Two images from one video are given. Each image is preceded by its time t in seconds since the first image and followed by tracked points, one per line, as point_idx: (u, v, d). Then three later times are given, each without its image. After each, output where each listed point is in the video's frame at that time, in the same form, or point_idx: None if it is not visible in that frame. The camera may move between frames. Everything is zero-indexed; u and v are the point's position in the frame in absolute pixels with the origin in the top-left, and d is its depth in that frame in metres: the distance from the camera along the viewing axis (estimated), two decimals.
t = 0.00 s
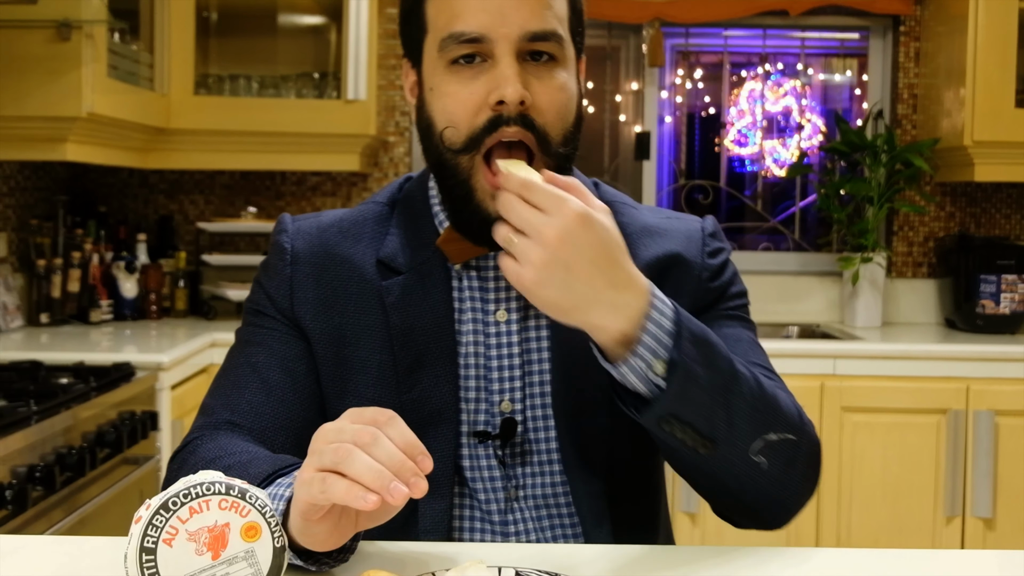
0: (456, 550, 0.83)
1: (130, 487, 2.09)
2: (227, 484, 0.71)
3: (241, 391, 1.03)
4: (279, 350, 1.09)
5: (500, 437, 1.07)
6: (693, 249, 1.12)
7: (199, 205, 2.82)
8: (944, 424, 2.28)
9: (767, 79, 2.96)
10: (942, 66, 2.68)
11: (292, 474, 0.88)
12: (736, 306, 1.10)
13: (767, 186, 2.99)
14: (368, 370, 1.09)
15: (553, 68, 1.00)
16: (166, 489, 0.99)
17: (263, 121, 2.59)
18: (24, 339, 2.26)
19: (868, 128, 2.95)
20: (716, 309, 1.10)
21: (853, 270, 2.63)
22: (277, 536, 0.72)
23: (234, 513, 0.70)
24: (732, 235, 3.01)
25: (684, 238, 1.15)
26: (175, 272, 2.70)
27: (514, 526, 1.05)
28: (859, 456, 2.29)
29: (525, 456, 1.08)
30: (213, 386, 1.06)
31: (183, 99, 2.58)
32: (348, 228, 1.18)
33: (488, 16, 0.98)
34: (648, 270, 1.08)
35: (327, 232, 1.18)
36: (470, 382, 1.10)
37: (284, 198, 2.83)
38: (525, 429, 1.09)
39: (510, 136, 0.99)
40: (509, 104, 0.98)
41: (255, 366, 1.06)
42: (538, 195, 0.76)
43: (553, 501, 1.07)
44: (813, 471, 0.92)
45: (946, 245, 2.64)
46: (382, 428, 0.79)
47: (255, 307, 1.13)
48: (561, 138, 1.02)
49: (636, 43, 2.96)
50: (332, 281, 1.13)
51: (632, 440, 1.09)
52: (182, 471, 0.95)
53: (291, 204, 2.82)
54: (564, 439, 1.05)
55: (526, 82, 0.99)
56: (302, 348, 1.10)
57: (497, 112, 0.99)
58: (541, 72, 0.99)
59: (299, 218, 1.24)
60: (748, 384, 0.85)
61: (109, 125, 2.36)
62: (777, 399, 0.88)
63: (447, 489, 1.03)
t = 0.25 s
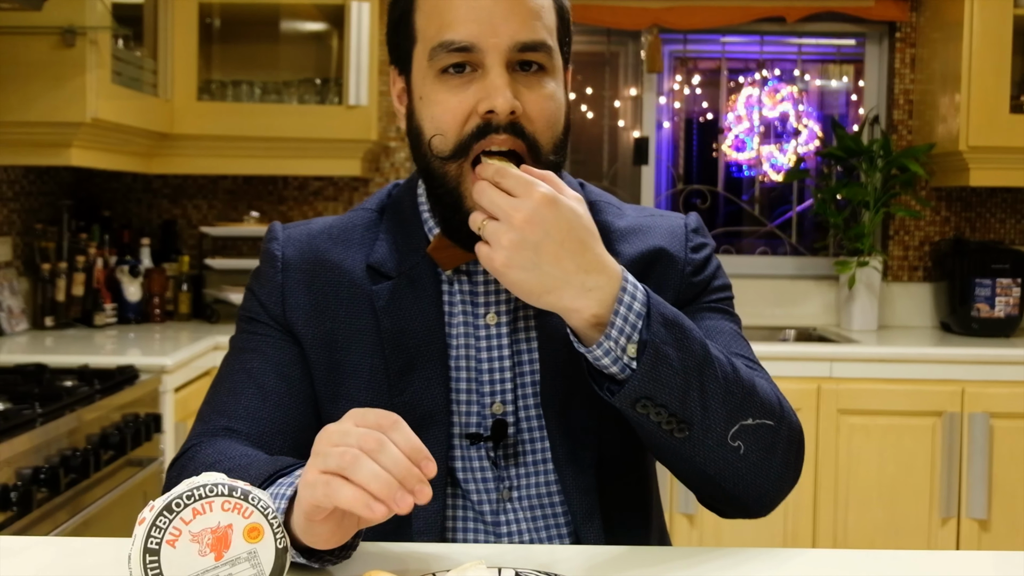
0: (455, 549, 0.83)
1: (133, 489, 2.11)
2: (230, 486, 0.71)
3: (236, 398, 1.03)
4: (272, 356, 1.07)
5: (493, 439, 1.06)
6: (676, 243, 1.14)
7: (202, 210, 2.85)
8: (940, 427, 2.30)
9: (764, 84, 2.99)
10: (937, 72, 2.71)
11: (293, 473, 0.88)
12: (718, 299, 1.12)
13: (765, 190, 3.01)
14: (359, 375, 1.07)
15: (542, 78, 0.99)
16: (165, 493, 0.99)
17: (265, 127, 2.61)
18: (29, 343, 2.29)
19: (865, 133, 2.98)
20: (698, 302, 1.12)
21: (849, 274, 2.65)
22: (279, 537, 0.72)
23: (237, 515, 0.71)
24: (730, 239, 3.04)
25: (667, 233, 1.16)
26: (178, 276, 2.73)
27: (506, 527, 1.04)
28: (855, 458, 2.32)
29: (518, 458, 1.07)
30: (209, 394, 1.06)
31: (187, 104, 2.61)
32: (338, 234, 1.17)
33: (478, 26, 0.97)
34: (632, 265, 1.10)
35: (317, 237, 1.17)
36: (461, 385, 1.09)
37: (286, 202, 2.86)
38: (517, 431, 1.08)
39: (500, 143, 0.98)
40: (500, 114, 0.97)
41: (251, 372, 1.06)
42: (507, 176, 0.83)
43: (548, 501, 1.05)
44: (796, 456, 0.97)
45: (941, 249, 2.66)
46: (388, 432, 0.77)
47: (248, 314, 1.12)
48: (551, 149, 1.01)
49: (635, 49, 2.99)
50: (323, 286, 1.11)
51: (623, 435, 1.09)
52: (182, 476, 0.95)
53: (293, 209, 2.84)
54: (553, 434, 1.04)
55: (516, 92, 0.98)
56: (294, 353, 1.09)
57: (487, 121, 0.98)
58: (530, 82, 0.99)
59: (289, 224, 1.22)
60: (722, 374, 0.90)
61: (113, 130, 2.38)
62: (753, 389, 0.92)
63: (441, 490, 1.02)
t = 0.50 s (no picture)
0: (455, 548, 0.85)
1: (137, 490, 2.14)
2: (233, 487, 0.72)
3: (234, 402, 1.05)
4: (270, 361, 1.09)
5: (488, 442, 1.07)
6: (670, 245, 1.16)
7: (205, 214, 2.88)
8: (935, 428, 2.33)
9: (762, 90, 3.01)
10: (933, 78, 2.74)
11: (295, 475, 0.90)
12: (712, 299, 1.15)
13: (762, 195, 3.04)
14: (356, 378, 1.09)
15: (541, 95, 1.02)
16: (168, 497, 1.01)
17: (267, 132, 2.64)
18: (34, 346, 2.31)
19: (861, 139, 3.01)
20: (691, 303, 1.14)
21: (846, 277, 2.68)
22: (281, 537, 0.73)
23: (239, 516, 0.71)
24: (728, 243, 3.06)
25: (660, 235, 1.19)
26: (182, 279, 2.76)
27: (503, 528, 1.06)
28: (851, 459, 2.34)
29: (514, 460, 1.09)
30: (209, 398, 1.07)
31: (190, 110, 2.64)
32: (335, 240, 1.19)
33: (479, 41, 1.00)
34: (626, 268, 1.12)
35: (314, 243, 1.19)
36: (458, 389, 1.11)
37: (288, 207, 2.89)
38: (513, 434, 1.09)
39: (501, 161, 1.00)
40: (499, 129, 0.99)
41: (250, 377, 1.08)
42: (505, 176, 0.86)
43: (547, 506, 1.07)
44: (790, 453, 0.99)
45: (937, 253, 2.69)
46: (390, 438, 0.78)
47: (246, 320, 1.14)
48: (549, 160, 1.04)
49: (633, 55, 3.02)
50: (320, 291, 1.13)
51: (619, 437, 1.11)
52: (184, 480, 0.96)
53: (296, 213, 2.87)
54: (551, 438, 1.06)
55: (516, 107, 1.00)
56: (292, 357, 1.11)
57: (487, 135, 1.00)
58: (529, 98, 1.01)
59: (286, 230, 1.24)
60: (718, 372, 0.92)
61: (117, 136, 2.41)
62: (747, 387, 0.94)
63: (437, 492, 1.04)
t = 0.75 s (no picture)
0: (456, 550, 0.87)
1: (141, 492, 2.16)
2: (236, 488, 0.71)
3: (237, 404, 1.06)
4: (273, 363, 1.11)
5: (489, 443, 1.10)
6: (669, 249, 1.19)
7: (208, 218, 2.91)
8: (931, 431, 2.35)
9: (759, 96, 3.04)
10: (928, 83, 2.77)
11: (298, 477, 0.91)
12: (710, 304, 1.17)
13: (759, 199, 3.06)
14: (358, 380, 1.11)
15: (539, 101, 1.04)
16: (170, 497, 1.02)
17: (269, 137, 2.66)
18: (39, 348, 2.34)
19: (857, 143, 3.04)
20: (690, 307, 1.16)
21: (842, 281, 2.70)
22: (283, 538, 0.73)
23: (242, 517, 0.71)
24: (726, 247, 3.09)
25: (659, 240, 1.21)
26: (185, 283, 2.78)
27: (503, 529, 1.08)
28: (848, 461, 2.36)
29: (513, 461, 1.11)
30: (212, 399, 1.09)
31: (193, 115, 2.66)
32: (336, 244, 1.21)
33: (479, 48, 1.02)
34: (626, 271, 1.15)
35: (315, 247, 1.21)
36: (459, 391, 1.13)
37: (290, 211, 2.92)
38: (513, 435, 1.11)
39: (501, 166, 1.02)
40: (499, 135, 1.01)
41: (252, 379, 1.09)
42: (510, 181, 0.88)
43: (547, 508, 1.09)
44: (788, 455, 1.01)
45: (933, 257, 2.71)
46: (394, 445, 0.79)
47: (249, 322, 1.16)
48: (548, 164, 1.06)
49: (632, 61, 3.05)
50: (322, 294, 1.16)
51: (618, 439, 1.13)
52: (187, 480, 0.98)
53: (297, 217, 2.90)
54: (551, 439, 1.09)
55: (515, 113, 1.02)
56: (294, 360, 1.13)
57: (487, 141, 1.02)
58: (528, 104, 1.03)
59: (288, 233, 1.26)
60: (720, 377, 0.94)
61: (121, 140, 2.43)
62: (747, 390, 0.97)
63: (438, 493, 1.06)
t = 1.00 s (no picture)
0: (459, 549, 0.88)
1: (144, 493, 2.18)
2: (238, 490, 0.72)
3: (241, 404, 1.08)
4: (277, 365, 1.14)
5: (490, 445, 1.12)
6: (669, 253, 1.21)
7: (211, 222, 2.94)
8: (926, 432, 2.37)
9: (756, 101, 3.08)
10: (924, 88, 2.79)
11: (300, 478, 0.92)
12: (710, 307, 1.19)
13: (757, 203, 3.09)
14: (361, 381, 1.14)
15: (542, 107, 1.06)
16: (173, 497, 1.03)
17: (272, 142, 2.69)
18: (43, 351, 2.36)
19: (854, 148, 3.06)
20: (690, 310, 1.19)
21: (839, 284, 2.73)
22: (286, 539, 0.74)
23: (244, 518, 0.72)
24: (723, 250, 3.12)
25: (660, 244, 1.24)
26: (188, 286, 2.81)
27: (504, 530, 1.10)
28: (845, 463, 2.38)
29: (514, 462, 1.13)
30: (215, 400, 1.11)
31: (196, 119, 2.69)
32: (339, 247, 1.24)
33: (483, 54, 1.04)
34: (627, 275, 1.17)
35: (318, 250, 1.24)
36: (461, 392, 1.15)
37: (292, 215, 2.94)
38: (514, 436, 1.14)
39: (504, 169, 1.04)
40: (502, 140, 1.03)
41: (255, 381, 1.11)
42: (515, 184, 0.89)
43: (547, 510, 1.11)
44: (786, 458, 1.03)
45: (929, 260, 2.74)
46: (396, 451, 0.80)
47: (253, 324, 1.19)
48: (550, 168, 1.08)
49: (630, 66, 3.07)
50: (325, 297, 1.18)
51: (617, 441, 1.15)
52: (191, 480, 0.99)
53: (300, 221, 2.93)
54: (552, 441, 1.11)
55: (518, 118, 1.04)
56: (297, 362, 1.15)
57: (490, 146, 1.04)
58: (531, 109, 1.05)
59: (291, 236, 1.28)
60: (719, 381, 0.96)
61: (124, 145, 2.46)
62: (741, 391, 0.99)
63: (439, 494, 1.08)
